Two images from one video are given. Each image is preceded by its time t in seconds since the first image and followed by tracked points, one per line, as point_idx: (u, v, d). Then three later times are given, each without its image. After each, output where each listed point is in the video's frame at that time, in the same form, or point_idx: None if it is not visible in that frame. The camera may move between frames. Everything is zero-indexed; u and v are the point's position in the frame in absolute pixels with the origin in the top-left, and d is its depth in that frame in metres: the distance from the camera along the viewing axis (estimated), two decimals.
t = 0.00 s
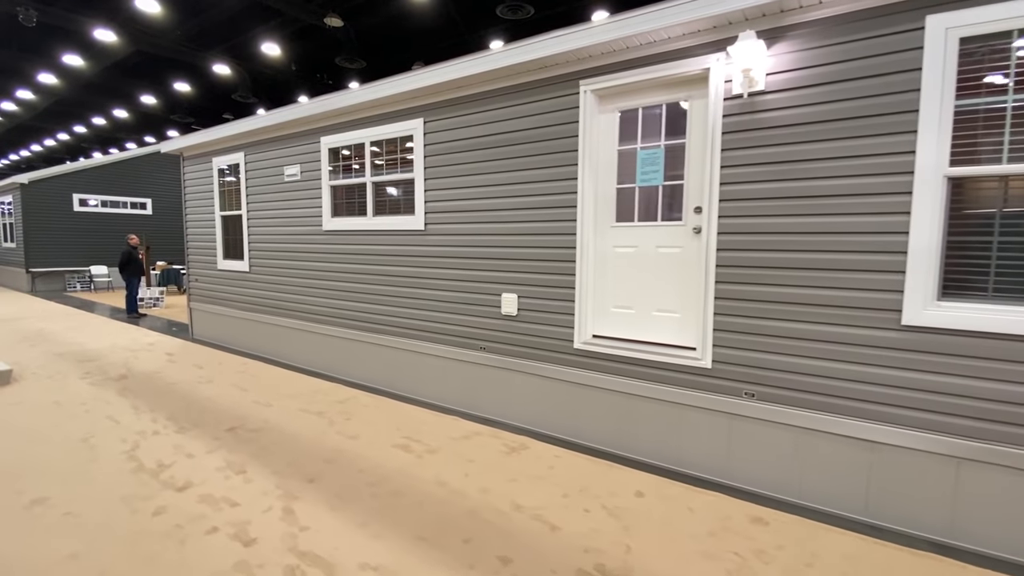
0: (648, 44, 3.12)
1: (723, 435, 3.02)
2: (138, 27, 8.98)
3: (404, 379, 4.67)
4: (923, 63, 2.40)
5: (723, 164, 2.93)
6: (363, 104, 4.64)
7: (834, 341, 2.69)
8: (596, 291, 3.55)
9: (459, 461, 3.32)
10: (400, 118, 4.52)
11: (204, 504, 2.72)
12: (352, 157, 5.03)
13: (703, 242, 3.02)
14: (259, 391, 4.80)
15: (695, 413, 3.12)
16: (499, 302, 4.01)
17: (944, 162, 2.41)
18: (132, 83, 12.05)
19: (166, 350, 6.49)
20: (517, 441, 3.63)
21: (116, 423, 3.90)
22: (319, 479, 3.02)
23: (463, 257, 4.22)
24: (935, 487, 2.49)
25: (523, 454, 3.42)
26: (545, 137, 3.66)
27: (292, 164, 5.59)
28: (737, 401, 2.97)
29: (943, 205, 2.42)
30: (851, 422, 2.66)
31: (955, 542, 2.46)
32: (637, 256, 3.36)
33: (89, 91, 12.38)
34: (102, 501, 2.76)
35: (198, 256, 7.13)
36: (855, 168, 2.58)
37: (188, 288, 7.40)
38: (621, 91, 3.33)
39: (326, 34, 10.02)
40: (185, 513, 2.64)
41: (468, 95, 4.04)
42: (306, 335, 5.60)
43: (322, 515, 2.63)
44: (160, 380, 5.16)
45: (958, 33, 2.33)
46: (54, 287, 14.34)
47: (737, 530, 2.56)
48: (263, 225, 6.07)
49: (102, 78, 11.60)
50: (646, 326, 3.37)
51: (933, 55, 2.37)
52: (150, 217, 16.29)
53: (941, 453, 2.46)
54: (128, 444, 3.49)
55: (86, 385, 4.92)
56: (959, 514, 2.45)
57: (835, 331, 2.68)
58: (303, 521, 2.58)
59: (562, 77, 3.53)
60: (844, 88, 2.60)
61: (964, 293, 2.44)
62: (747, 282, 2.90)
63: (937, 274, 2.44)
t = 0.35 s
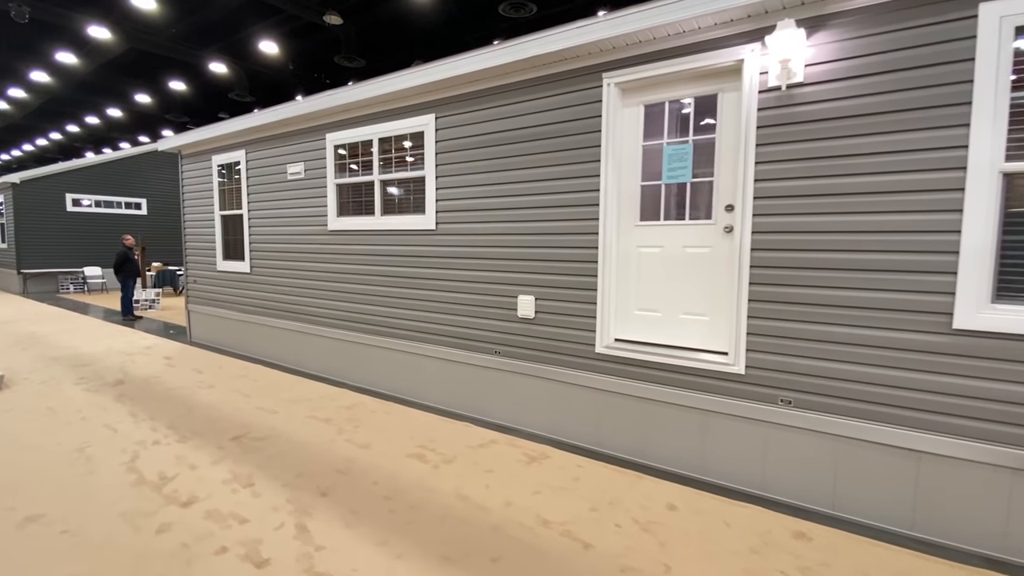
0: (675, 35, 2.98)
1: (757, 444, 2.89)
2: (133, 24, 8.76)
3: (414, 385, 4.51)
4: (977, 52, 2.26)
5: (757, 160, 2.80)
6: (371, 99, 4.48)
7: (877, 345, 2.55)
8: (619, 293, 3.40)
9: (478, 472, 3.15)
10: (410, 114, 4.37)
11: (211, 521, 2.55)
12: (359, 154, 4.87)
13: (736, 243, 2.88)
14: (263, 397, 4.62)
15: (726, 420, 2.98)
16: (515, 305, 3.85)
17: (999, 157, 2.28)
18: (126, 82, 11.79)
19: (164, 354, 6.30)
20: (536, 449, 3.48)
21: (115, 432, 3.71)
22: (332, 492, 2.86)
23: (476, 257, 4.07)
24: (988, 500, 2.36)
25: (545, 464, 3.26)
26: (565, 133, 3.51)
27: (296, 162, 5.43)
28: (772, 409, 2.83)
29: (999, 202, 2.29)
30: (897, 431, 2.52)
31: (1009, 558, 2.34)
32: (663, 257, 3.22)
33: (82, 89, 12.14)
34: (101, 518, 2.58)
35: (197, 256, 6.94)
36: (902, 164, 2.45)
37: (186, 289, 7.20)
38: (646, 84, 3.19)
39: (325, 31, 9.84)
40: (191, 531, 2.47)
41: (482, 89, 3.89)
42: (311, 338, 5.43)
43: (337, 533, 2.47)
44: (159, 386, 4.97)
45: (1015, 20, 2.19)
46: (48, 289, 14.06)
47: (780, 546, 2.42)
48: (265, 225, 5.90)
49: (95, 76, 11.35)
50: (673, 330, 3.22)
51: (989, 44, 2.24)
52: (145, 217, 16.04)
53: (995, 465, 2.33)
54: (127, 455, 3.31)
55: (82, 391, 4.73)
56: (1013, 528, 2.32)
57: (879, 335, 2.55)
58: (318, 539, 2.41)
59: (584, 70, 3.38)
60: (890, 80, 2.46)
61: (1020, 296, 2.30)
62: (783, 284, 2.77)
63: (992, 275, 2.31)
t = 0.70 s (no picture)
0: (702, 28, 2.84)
1: (789, 456, 2.75)
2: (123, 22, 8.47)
3: (421, 393, 4.34)
4: None
5: (790, 158, 2.66)
6: (375, 95, 4.31)
7: (920, 354, 2.42)
8: (639, 298, 3.25)
9: (494, 487, 2.99)
10: (416, 111, 4.20)
11: (211, 546, 2.36)
12: (363, 153, 4.71)
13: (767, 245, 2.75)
14: (261, 406, 4.42)
15: (756, 432, 2.83)
16: (528, 310, 3.70)
17: None
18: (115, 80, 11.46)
19: (156, 360, 6.07)
20: (552, 462, 3.32)
21: (105, 446, 3.50)
22: (341, 511, 2.68)
23: (487, 260, 3.91)
24: None
25: (563, 478, 3.10)
26: (582, 130, 3.36)
27: (295, 161, 5.24)
28: (805, 420, 2.69)
29: None
30: (942, 444, 2.39)
31: None
32: (687, 259, 3.07)
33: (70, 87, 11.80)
34: (91, 543, 2.38)
35: (190, 258, 6.72)
36: (948, 162, 2.32)
37: (178, 292, 6.96)
38: (670, 79, 3.04)
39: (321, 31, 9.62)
40: (190, 557, 2.28)
41: (494, 85, 3.74)
42: (311, 344, 5.24)
43: (349, 558, 2.29)
44: (151, 394, 4.75)
45: None
46: (33, 291, 13.66)
47: (823, 568, 2.27)
48: (262, 227, 5.70)
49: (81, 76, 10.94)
50: (697, 336, 3.07)
51: None
52: (134, 218, 15.70)
53: None
54: (119, 472, 3.11)
55: (70, 401, 4.50)
56: None
57: (923, 343, 2.41)
58: (328, 565, 2.23)
59: (603, 64, 3.24)
60: (935, 74, 2.33)
61: None
62: (818, 288, 2.63)
63: None
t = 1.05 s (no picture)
0: (729, 21, 2.74)
1: (823, 465, 2.65)
2: (109, 18, 8.17)
3: (428, 400, 4.18)
4: None
5: (825, 156, 2.56)
6: (382, 91, 4.16)
7: (963, 358, 2.33)
8: (661, 301, 3.14)
9: (514, 500, 2.86)
10: (425, 108, 4.08)
11: (218, 570, 2.20)
12: (366, 151, 4.57)
13: (799, 246, 2.65)
14: (261, 414, 4.24)
15: (787, 440, 2.73)
16: (543, 313, 3.57)
17: None
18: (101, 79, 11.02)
19: (148, 366, 5.84)
20: (571, 472, 3.20)
21: (98, 459, 3.31)
22: (355, 529, 2.52)
23: (500, 262, 3.77)
24: None
25: (585, 489, 2.98)
26: (601, 127, 3.26)
27: (295, 160, 5.06)
28: (840, 428, 2.59)
29: None
30: (985, 453, 2.30)
31: None
32: (713, 261, 2.96)
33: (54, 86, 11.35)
34: (88, 568, 2.21)
35: (182, 260, 6.49)
36: (992, 159, 2.23)
37: (169, 295, 6.71)
38: (694, 75, 2.95)
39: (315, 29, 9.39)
40: None
41: (508, 81, 3.62)
42: (312, 349, 5.06)
43: None
44: (144, 402, 4.54)
45: None
46: (14, 294, 13.24)
47: None
48: (259, 227, 5.51)
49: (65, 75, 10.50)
50: (723, 341, 2.97)
51: None
52: (121, 219, 15.32)
53: None
54: (114, 487, 2.92)
55: (58, 410, 4.28)
56: None
57: (966, 347, 2.32)
58: None
59: (625, 59, 3.14)
60: (977, 68, 2.25)
61: None
62: (854, 291, 2.53)
63: None
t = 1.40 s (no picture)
0: (760, 16, 2.66)
1: (857, 473, 2.57)
2: (96, 17, 7.86)
3: (438, 407, 4.05)
4: None
5: (861, 156, 2.48)
6: (389, 88, 4.02)
7: (1006, 364, 2.26)
8: (685, 305, 3.05)
9: (538, 513, 2.73)
10: (434, 105, 3.95)
11: None
12: (371, 150, 4.42)
13: (832, 247, 2.57)
14: (262, 424, 4.06)
15: (820, 447, 2.65)
16: (560, 317, 3.46)
17: None
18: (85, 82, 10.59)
19: (139, 372, 5.62)
20: (592, 482, 3.09)
21: (92, 474, 3.12)
22: (374, 547, 2.38)
23: (513, 264, 3.65)
24: None
25: (610, 500, 2.87)
26: (621, 125, 3.16)
27: (295, 158, 4.89)
28: (876, 435, 2.52)
29: None
30: None
31: None
32: (740, 263, 2.88)
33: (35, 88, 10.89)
34: None
35: (174, 262, 6.27)
36: None
37: (159, 299, 6.48)
38: (721, 72, 2.87)
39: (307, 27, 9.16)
40: None
41: (523, 77, 3.51)
42: (313, 354, 4.89)
43: None
44: (138, 411, 4.34)
45: None
46: None
47: None
48: (256, 228, 5.32)
49: (46, 73, 10.07)
50: (750, 346, 2.88)
51: None
52: (105, 220, 14.92)
53: None
54: (111, 505, 2.74)
55: (46, 421, 4.06)
56: None
57: (1008, 352, 2.25)
58: None
59: (647, 56, 3.04)
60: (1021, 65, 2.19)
61: None
62: (891, 294, 2.46)
63: None
